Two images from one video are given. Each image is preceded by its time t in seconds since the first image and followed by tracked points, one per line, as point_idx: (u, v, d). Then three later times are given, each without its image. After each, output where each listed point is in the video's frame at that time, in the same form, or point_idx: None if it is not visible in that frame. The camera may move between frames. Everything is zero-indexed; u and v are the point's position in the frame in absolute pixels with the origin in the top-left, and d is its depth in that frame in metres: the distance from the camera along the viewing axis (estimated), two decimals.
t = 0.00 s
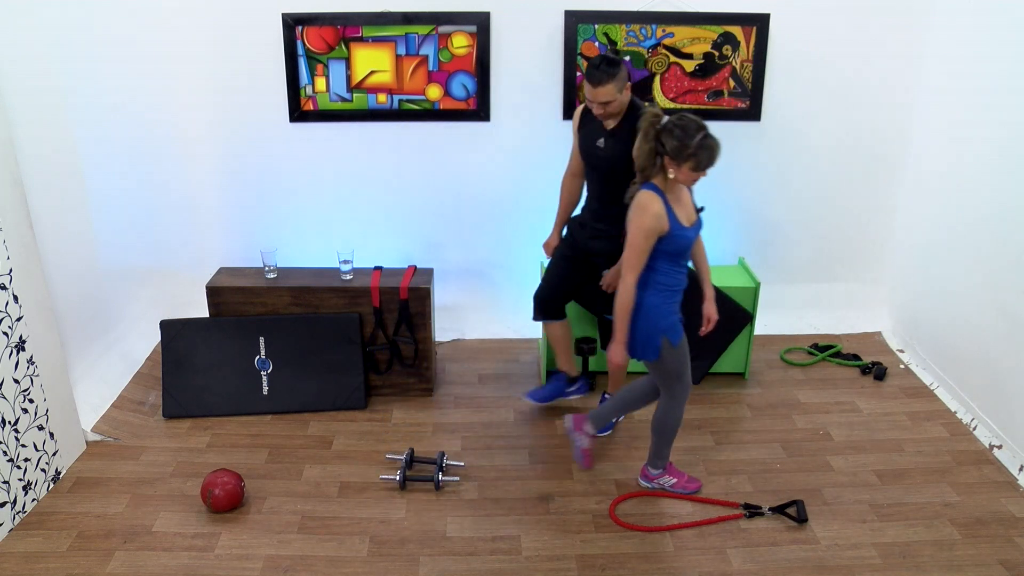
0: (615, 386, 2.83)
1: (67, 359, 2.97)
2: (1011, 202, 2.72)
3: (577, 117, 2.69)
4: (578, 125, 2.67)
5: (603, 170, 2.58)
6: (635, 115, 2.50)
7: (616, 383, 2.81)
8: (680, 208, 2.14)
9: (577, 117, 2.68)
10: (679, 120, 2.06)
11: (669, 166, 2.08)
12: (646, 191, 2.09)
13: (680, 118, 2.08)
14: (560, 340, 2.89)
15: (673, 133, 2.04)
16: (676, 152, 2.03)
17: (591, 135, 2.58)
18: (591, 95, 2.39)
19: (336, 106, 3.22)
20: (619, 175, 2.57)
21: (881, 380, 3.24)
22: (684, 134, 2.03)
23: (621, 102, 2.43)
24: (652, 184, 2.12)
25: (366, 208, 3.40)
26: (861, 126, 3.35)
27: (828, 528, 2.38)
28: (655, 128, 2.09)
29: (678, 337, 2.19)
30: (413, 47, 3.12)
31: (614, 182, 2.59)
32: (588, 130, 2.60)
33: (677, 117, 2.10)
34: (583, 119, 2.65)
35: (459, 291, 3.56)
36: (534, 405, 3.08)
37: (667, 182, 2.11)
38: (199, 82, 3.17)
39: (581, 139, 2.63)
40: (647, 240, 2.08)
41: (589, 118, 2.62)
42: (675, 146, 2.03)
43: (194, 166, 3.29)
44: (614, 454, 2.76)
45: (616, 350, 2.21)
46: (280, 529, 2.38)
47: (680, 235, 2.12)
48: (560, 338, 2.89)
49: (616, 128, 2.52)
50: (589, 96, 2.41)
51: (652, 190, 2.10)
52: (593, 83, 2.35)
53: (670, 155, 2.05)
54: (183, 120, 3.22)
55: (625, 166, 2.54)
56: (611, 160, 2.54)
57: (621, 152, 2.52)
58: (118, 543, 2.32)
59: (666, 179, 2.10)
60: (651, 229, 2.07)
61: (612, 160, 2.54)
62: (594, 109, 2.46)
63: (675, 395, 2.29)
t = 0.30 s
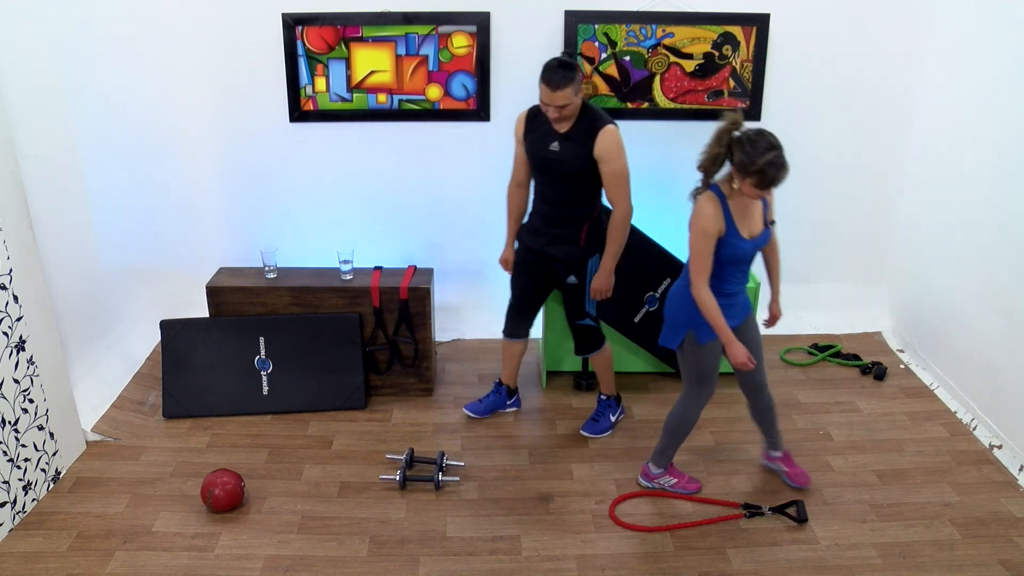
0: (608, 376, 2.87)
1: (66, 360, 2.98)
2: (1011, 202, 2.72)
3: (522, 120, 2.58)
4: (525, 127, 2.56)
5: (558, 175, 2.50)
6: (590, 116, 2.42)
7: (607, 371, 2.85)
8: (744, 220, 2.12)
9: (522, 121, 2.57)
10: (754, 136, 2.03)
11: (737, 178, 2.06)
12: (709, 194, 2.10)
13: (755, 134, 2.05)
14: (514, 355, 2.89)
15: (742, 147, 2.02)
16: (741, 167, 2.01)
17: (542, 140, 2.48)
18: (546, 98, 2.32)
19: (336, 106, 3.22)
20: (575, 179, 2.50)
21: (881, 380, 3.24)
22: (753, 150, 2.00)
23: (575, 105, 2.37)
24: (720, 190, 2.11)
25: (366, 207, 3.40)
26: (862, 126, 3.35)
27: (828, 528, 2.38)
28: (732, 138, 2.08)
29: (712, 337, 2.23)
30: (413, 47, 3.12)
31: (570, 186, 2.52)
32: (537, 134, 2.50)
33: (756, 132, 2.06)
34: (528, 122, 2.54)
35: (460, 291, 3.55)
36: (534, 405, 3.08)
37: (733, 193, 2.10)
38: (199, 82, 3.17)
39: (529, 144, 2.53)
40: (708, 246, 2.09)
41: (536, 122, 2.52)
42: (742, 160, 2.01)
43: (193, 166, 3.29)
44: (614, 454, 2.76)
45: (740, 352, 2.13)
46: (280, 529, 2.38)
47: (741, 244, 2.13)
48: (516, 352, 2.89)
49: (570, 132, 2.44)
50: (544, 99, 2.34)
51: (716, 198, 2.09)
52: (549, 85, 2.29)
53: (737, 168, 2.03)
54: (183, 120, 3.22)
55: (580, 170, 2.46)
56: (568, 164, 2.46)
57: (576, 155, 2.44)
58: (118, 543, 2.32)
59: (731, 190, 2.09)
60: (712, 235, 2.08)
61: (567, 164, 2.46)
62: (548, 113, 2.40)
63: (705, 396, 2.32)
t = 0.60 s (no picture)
0: (541, 377, 2.84)
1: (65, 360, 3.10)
2: (1011, 202, 2.72)
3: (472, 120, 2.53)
4: (476, 128, 2.51)
5: (525, 172, 2.48)
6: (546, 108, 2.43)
7: (542, 372, 2.82)
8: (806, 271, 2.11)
9: (474, 123, 2.52)
10: (834, 207, 1.98)
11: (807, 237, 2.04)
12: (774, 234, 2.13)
13: (835, 207, 1.98)
14: (502, 357, 2.89)
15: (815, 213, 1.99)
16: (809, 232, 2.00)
17: (502, 139, 2.46)
18: (502, 96, 2.30)
19: (336, 106, 3.22)
20: (542, 174, 2.49)
21: (881, 380, 3.24)
22: (822, 222, 1.97)
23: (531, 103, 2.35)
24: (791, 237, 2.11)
25: (366, 207, 3.40)
26: (862, 126, 3.35)
27: (828, 528, 2.38)
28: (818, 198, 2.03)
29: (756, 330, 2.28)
30: (413, 47, 3.12)
31: (537, 182, 2.51)
32: (495, 134, 2.47)
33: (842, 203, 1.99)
34: (481, 123, 2.50)
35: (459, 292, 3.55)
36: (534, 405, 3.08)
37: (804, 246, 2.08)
38: (200, 82, 3.17)
39: (487, 145, 2.50)
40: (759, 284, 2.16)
41: (491, 122, 2.49)
42: (811, 227, 1.99)
43: (193, 166, 3.29)
44: (614, 454, 2.76)
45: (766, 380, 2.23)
46: (280, 529, 2.38)
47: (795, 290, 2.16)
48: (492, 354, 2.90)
49: (531, 128, 2.43)
50: (502, 98, 2.31)
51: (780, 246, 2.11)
52: (505, 83, 2.26)
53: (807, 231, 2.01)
54: (182, 120, 3.22)
55: (546, 163, 2.46)
56: (535, 159, 2.46)
57: (543, 149, 2.44)
58: (117, 543, 2.32)
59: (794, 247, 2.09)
60: (765, 277, 2.14)
61: (533, 159, 2.46)
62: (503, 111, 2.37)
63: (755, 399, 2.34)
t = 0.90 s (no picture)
0: (500, 391, 2.80)
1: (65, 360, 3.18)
2: (1011, 202, 2.72)
3: (449, 127, 2.48)
4: (455, 135, 2.47)
5: (505, 179, 2.48)
6: (530, 118, 2.43)
7: (503, 387, 2.78)
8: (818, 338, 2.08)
9: (452, 129, 2.48)
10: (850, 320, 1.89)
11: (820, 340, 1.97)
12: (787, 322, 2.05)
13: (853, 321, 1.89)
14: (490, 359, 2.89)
15: (828, 324, 1.91)
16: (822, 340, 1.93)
17: (483, 146, 2.45)
18: (496, 103, 2.28)
19: (336, 106, 3.22)
20: (521, 182, 2.49)
21: (882, 379, 3.24)
22: (835, 334, 1.89)
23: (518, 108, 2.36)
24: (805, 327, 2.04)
25: (365, 206, 3.40)
26: (862, 126, 3.35)
27: (828, 528, 2.38)
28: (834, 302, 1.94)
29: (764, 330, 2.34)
30: (413, 47, 3.12)
31: (516, 190, 2.51)
32: (475, 141, 2.45)
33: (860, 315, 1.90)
34: (461, 130, 2.46)
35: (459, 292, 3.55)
36: (533, 405, 3.08)
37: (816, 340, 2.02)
38: (200, 82, 3.17)
39: (468, 152, 2.47)
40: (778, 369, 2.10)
41: (471, 128, 2.46)
42: (825, 337, 1.92)
43: (193, 166, 3.29)
44: (614, 454, 2.76)
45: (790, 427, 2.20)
46: (280, 529, 2.38)
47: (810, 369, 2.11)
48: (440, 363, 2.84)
49: (514, 135, 2.44)
50: (496, 105, 2.29)
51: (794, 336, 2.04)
52: (501, 89, 2.24)
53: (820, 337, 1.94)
54: (183, 120, 3.22)
55: (528, 170, 2.47)
56: (516, 167, 2.46)
57: (523, 157, 2.45)
58: (117, 543, 2.32)
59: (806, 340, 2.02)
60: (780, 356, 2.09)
61: (514, 166, 2.46)
62: (492, 117, 2.35)
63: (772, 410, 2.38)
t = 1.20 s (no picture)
0: (499, 391, 2.81)
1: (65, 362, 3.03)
2: (1011, 202, 2.72)
3: (433, 127, 2.44)
4: (439, 136, 2.43)
5: (492, 181, 2.46)
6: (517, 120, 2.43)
7: (502, 387, 2.79)
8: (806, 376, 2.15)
9: (436, 129, 2.44)
10: (829, 378, 1.96)
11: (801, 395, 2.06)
12: (773, 368, 2.12)
13: (830, 379, 1.97)
14: (439, 370, 2.81)
15: (809, 381, 1.99)
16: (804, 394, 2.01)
17: (469, 148, 2.42)
18: (493, 105, 2.26)
19: (336, 106, 3.22)
20: (508, 183, 2.48)
21: (881, 379, 3.24)
22: (816, 390, 1.98)
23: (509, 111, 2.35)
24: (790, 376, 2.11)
25: (365, 206, 3.40)
26: (862, 126, 3.35)
27: (828, 528, 2.38)
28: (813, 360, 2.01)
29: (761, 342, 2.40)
30: (413, 47, 3.11)
31: (503, 191, 2.49)
32: (460, 143, 2.42)
33: (838, 372, 1.98)
34: (444, 131, 2.43)
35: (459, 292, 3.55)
36: (533, 405, 3.08)
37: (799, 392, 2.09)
38: (200, 82, 3.17)
39: (452, 154, 2.43)
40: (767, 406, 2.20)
41: (456, 130, 2.42)
42: (806, 392, 2.00)
43: (193, 166, 3.29)
44: (614, 454, 2.76)
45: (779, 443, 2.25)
46: (280, 529, 2.38)
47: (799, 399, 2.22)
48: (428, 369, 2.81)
49: (502, 137, 2.42)
50: (492, 108, 2.27)
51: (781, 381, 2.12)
52: (500, 91, 2.23)
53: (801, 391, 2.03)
54: (183, 120, 3.21)
55: (513, 173, 2.46)
56: (504, 167, 2.44)
57: (511, 159, 2.44)
58: (117, 543, 2.32)
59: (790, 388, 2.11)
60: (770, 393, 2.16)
61: (501, 168, 2.44)
62: (484, 118, 2.33)
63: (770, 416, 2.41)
